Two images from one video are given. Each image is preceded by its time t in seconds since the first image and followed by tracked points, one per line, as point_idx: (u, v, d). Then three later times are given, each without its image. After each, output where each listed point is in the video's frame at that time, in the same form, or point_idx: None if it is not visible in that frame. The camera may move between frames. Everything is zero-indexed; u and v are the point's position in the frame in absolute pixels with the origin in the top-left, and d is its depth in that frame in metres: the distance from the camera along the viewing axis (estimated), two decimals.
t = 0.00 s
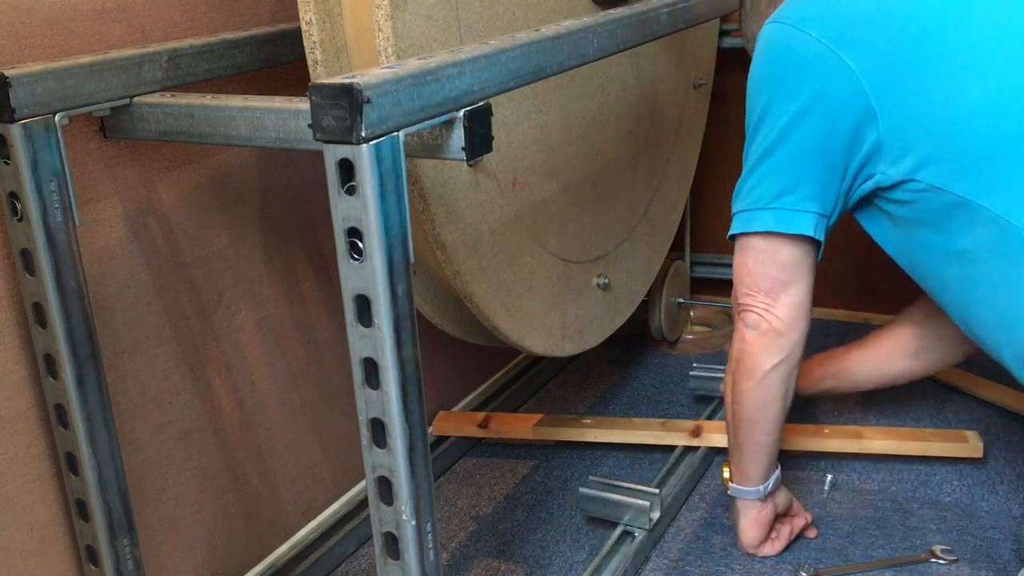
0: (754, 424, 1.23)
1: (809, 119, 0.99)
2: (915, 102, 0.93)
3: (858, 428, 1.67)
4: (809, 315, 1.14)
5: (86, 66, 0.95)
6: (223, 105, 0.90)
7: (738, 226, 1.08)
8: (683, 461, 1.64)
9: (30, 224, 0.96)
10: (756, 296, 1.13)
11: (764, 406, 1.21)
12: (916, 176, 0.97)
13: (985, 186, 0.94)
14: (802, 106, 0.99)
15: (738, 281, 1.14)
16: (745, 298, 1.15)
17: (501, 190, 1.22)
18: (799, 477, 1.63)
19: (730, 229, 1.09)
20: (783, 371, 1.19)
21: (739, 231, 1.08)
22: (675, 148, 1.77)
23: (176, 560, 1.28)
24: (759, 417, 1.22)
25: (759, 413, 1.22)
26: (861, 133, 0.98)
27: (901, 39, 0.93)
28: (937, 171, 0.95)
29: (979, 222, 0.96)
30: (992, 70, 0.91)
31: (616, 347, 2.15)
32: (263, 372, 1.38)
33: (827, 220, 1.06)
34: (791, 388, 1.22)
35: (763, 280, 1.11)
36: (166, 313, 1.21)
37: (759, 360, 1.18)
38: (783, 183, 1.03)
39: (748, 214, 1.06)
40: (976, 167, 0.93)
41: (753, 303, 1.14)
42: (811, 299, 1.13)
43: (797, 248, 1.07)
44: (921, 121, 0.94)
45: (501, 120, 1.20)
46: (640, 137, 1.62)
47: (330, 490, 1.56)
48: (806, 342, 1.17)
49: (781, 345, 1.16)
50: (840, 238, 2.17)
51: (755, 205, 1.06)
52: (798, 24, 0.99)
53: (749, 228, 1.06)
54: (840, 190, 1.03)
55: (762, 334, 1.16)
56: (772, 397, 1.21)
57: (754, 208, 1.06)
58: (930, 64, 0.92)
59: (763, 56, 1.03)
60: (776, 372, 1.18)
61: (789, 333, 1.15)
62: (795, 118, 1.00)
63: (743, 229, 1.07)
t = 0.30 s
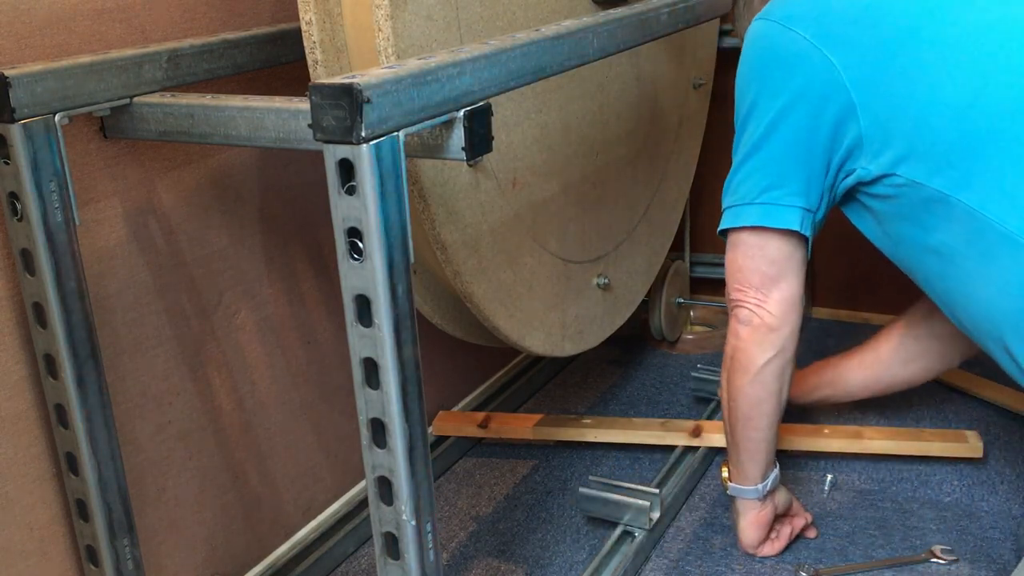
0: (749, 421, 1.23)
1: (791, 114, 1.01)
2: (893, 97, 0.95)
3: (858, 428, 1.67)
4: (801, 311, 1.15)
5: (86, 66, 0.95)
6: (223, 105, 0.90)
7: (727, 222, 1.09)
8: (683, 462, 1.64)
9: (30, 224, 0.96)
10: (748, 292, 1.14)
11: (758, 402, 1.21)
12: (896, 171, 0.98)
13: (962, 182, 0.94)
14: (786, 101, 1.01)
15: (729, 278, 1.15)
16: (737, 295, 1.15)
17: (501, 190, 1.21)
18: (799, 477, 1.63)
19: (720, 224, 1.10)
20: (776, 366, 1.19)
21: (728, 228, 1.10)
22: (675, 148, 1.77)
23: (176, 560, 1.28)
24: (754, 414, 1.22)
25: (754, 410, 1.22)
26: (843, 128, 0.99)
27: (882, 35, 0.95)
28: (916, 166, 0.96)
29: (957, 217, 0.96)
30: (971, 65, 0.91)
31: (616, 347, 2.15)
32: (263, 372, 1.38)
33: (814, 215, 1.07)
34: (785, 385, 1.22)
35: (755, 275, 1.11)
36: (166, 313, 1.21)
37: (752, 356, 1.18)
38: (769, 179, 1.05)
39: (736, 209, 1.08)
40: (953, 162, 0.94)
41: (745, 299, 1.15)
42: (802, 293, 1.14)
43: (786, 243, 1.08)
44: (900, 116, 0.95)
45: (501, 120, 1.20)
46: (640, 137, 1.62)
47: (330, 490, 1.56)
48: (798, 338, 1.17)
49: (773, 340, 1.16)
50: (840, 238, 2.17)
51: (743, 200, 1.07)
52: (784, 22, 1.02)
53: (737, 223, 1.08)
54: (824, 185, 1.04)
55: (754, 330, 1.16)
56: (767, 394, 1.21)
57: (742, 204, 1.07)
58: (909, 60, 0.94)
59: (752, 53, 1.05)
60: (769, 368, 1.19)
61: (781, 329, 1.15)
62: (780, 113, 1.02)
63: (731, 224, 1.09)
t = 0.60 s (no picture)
0: (749, 420, 1.23)
1: (790, 113, 1.01)
2: (891, 95, 0.95)
3: (858, 428, 1.67)
4: (800, 308, 1.15)
5: (86, 66, 0.95)
6: (223, 105, 0.90)
7: (727, 220, 1.09)
8: (683, 461, 1.64)
9: (30, 224, 0.96)
10: (748, 290, 1.14)
11: (758, 401, 1.21)
12: (893, 168, 0.98)
13: (959, 179, 0.94)
14: (785, 99, 1.01)
15: (729, 276, 1.15)
16: (736, 293, 1.15)
17: (501, 190, 1.21)
18: (799, 477, 1.63)
19: (719, 222, 1.10)
20: (776, 365, 1.19)
21: (728, 226, 1.10)
22: (675, 148, 1.76)
23: (176, 560, 1.28)
24: (754, 413, 1.22)
25: (754, 408, 1.22)
26: (842, 126, 0.99)
27: (881, 33, 0.95)
28: (913, 163, 0.96)
29: (954, 215, 0.96)
30: (968, 64, 0.92)
31: (616, 347, 2.15)
32: (263, 372, 1.38)
33: (814, 214, 1.07)
34: (785, 384, 1.22)
35: (754, 272, 1.11)
36: (166, 314, 1.21)
37: (751, 354, 1.18)
38: (769, 177, 1.05)
39: (736, 207, 1.08)
40: (950, 159, 0.94)
41: (744, 296, 1.15)
42: (801, 291, 1.14)
43: (785, 240, 1.08)
44: (897, 114, 0.95)
45: (501, 120, 1.20)
46: (640, 137, 1.62)
47: (330, 490, 1.56)
48: (797, 335, 1.17)
49: (773, 338, 1.16)
50: (840, 238, 2.17)
51: (743, 198, 1.07)
52: (785, 20, 1.02)
53: (737, 221, 1.08)
54: (823, 182, 1.04)
55: (754, 328, 1.16)
56: (767, 392, 1.21)
57: (742, 202, 1.07)
58: (907, 59, 0.94)
59: (753, 52, 1.05)
60: (769, 366, 1.18)
61: (781, 327, 1.15)
62: (780, 111, 1.02)
63: (731, 222, 1.09)
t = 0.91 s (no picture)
0: (749, 419, 1.23)
1: (790, 110, 1.01)
2: (889, 93, 0.95)
3: (858, 427, 1.67)
4: (799, 306, 1.15)
5: (85, 66, 0.95)
6: (223, 105, 0.90)
7: (727, 217, 1.09)
8: (683, 461, 1.64)
9: (30, 224, 0.96)
10: (747, 287, 1.14)
11: (758, 399, 1.21)
12: (892, 166, 0.98)
13: (956, 176, 0.94)
14: (784, 97, 1.01)
15: (729, 274, 1.15)
16: (736, 291, 1.15)
17: (501, 190, 1.21)
18: (799, 477, 1.63)
19: (719, 220, 1.10)
20: (776, 363, 1.19)
21: (728, 224, 1.10)
22: (675, 148, 1.76)
23: (176, 560, 1.28)
24: (754, 411, 1.22)
25: (754, 407, 1.21)
26: (841, 124, 0.99)
27: (880, 32, 0.95)
28: (911, 161, 0.96)
29: (952, 212, 0.97)
30: (966, 61, 0.92)
31: (616, 347, 2.15)
32: (263, 373, 1.38)
33: (813, 212, 1.06)
34: (785, 382, 1.22)
35: (754, 270, 1.11)
36: (166, 314, 1.21)
37: (751, 352, 1.18)
38: (770, 174, 1.04)
39: (736, 205, 1.07)
40: (948, 156, 0.94)
41: (744, 294, 1.15)
42: (801, 289, 1.14)
43: (785, 238, 1.08)
44: (896, 112, 0.95)
45: (501, 120, 1.20)
46: (640, 137, 1.62)
47: (330, 490, 1.56)
48: (797, 334, 1.17)
49: (773, 336, 1.16)
50: (840, 238, 2.17)
51: (743, 196, 1.07)
52: (784, 19, 1.02)
53: (736, 219, 1.07)
54: (823, 180, 1.04)
55: (753, 325, 1.16)
56: (767, 391, 1.21)
57: (742, 199, 1.07)
58: (906, 57, 0.94)
59: (754, 51, 1.05)
60: (768, 364, 1.18)
61: (780, 325, 1.15)
62: (780, 109, 1.01)
63: (731, 220, 1.08)
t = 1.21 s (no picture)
0: (748, 419, 1.23)
1: (786, 109, 1.00)
2: (887, 92, 0.95)
3: (858, 428, 1.67)
4: (798, 305, 1.15)
5: (85, 66, 0.95)
6: (223, 105, 0.90)
7: (725, 216, 1.08)
8: (683, 461, 1.64)
9: (30, 224, 0.96)
10: (746, 286, 1.14)
11: (757, 399, 1.21)
12: (887, 165, 0.98)
13: (951, 175, 0.94)
14: (781, 96, 1.01)
15: (728, 273, 1.15)
16: (735, 290, 1.16)
17: (501, 190, 1.21)
18: (799, 477, 1.63)
19: (718, 218, 1.09)
20: (775, 362, 1.19)
21: (726, 223, 1.09)
22: (675, 148, 1.76)
23: (176, 560, 1.28)
24: (753, 411, 1.22)
25: (753, 407, 1.21)
26: (837, 123, 0.99)
27: (876, 31, 0.96)
28: (908, 160, 0.96)
29: (947, 211, 0.97)
30: (961, 60, 0.92)
31: (616, 347, 2.15)
32: (263, 373, 1.38)
33: (811, 211, 1.06)
34: (784, 381, 1.22)
35: (752, 269, 1.11)
36: (166, 314, 1.21)
37: (750, 351, 1.18)
38: (768, 173, 1.04)
39: (734, 203, 1.07)
40: (943, 155, 0.94)
41: (743, 293, 1.15)
42: (799, 287, 1.14)
43: (783, 237, 1.08)
44: (894, 111, 0.95)
45: (501, 120, 1.20)
46: (640, 137, 1.62)
47: (330, 490, 1.56)
48: (795, 332, 1.17)
49: (772, 335, 1.16)
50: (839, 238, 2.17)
51: (741, 194, 1.06)
52: (781, 18, 1.02)
53: (734, 218, 1.07)
54: (820, 179, 1.03)
55: (752, 324, 1.16)
56: (766, 390, 1.21)
57: (740, 198, 1.06)
58: (903, 57, 0.94)
59: (750, 50, 1.05)
60: (767, 363, 1.18)
61: (779, 324, 1.15)
62: (778, 108, 1.01)
63: (729, 219, 1.08)
